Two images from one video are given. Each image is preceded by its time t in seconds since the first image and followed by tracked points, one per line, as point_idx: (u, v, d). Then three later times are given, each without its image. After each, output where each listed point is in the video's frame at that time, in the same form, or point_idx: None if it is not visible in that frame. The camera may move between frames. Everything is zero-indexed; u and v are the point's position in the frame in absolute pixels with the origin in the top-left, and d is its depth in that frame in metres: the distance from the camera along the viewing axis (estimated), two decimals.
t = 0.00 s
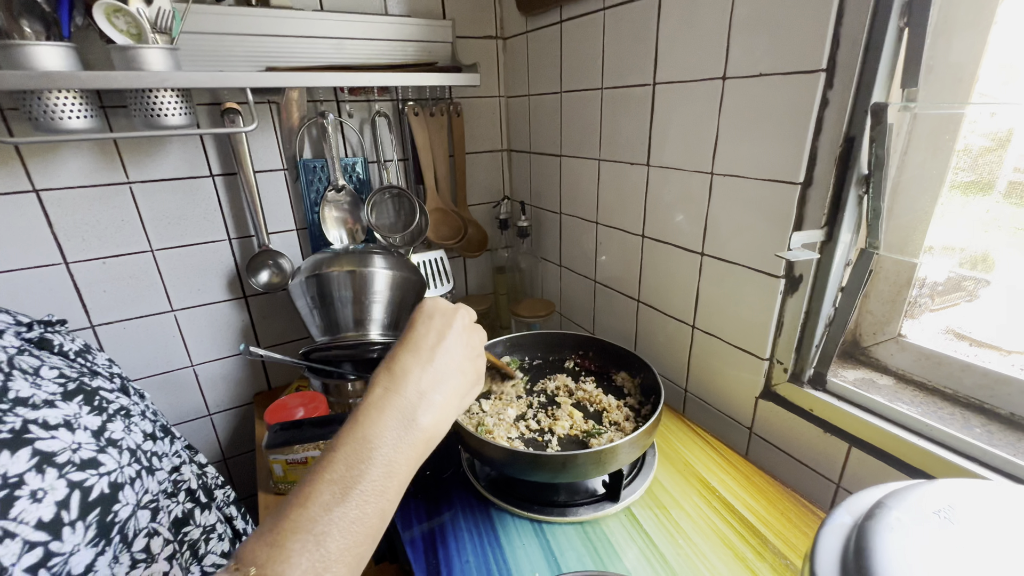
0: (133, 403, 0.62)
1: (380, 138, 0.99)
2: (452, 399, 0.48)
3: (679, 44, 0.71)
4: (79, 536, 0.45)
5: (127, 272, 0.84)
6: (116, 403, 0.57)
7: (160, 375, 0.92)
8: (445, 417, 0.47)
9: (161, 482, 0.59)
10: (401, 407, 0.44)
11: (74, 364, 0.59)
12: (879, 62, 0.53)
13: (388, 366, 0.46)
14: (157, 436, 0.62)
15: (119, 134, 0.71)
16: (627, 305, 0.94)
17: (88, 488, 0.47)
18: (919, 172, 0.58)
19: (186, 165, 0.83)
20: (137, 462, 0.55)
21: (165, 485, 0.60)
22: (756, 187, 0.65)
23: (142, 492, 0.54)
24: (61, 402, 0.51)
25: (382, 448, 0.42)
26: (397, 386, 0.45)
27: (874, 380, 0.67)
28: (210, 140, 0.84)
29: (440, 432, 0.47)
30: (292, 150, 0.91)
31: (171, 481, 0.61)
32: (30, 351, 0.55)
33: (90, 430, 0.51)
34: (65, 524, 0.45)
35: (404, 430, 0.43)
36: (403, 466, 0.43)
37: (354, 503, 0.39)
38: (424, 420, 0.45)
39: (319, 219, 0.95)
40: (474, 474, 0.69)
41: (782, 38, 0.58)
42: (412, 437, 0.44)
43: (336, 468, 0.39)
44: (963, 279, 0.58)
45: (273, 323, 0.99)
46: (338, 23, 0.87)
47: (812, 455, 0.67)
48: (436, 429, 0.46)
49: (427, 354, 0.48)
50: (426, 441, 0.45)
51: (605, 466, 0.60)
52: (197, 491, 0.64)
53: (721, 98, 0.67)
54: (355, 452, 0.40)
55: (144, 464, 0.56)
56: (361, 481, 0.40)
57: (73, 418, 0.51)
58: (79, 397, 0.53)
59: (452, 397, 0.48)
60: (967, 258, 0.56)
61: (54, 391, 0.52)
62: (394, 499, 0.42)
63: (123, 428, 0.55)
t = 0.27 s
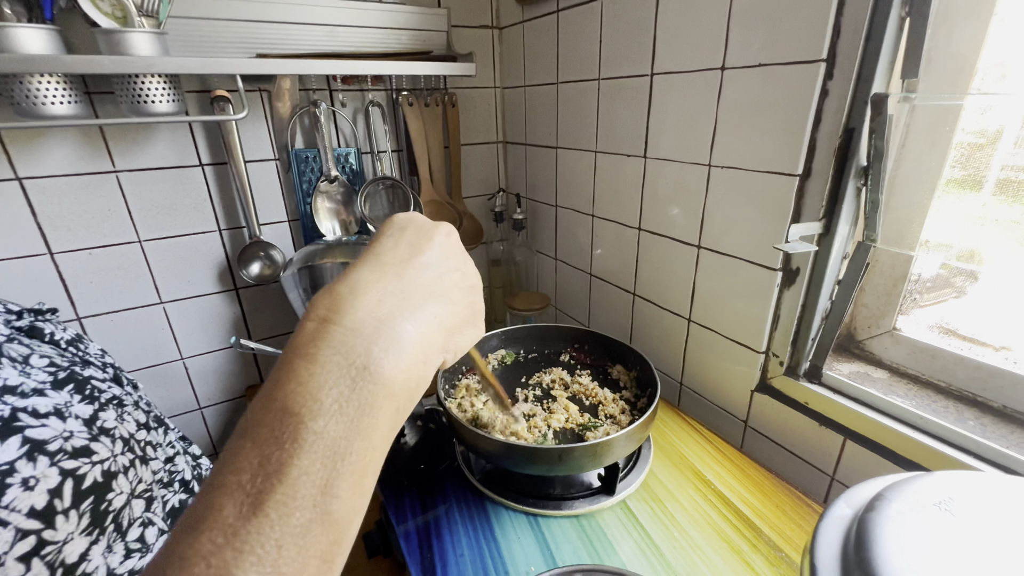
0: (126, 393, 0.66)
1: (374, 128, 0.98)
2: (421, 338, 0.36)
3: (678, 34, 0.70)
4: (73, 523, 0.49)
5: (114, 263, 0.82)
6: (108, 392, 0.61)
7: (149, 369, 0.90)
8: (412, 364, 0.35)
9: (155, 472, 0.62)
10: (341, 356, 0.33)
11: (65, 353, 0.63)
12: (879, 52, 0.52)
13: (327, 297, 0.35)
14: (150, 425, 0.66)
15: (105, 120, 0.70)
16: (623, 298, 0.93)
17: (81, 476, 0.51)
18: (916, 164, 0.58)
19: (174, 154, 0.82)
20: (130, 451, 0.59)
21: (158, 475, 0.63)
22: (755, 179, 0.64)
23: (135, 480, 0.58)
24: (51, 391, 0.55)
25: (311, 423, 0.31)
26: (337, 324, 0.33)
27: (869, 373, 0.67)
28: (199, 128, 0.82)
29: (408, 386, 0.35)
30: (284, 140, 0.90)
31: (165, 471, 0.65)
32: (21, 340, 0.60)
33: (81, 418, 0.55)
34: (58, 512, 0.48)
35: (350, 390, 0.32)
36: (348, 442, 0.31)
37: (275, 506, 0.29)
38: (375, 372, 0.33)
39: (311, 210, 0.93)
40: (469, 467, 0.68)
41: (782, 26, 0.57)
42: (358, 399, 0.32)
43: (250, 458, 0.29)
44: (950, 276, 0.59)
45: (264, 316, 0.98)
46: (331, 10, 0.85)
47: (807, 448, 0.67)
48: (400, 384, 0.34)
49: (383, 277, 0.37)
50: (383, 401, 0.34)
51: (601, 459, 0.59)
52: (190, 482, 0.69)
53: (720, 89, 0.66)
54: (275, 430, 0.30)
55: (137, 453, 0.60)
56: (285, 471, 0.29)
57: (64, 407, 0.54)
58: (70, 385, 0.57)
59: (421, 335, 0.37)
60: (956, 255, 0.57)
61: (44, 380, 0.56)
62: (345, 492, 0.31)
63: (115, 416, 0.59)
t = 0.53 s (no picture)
0: (92, 399, 0.54)
1: (361, 117, 0.95)
2: (453, 398, 0.40)
3: (674, 22, 0.68)
4: (18, 554, 0.38)
5: (90, 256, 0.79)
6: (70, 400, 0.50)
7: (129, 365, 0.87)
8: (441, 420, 0.39)
9: (121, 487, 0.51)
10: (384, 411, 0.36)
11: (23, 357, 0.51)
12: (883, 41, 0.51)
13: (371, 360, 0.38)
14: (118, 434, 0.54)
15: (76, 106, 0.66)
16: (616, 292, 0.92)
17: (29, 498, 0.40)
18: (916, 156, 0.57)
19: (152, 143, 0.78)
20: (91, 467, 0.47)
21: (127, 490, 0.52)
22: (752, 171, 0.63)
23: (96, 501, 0.46)
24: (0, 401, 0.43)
25: (354, 465, 0.34)
26: (379, 385, 0.37)
27: (863, 368, 0.67)
28: (177, 115, 0.79)
29: (435, 439, 0.39)
30: (267, 128, 0.87)
31: (133, 484, 0.53)
32: None
33: (33, 432, 0.43)
34: None
35: (388, 441, 0.36)
36: (382, 484, 0.35)
37: (318, 536, 0.32)
38: (410, 427, 0.37)
39: (295, 201, 0.90)
40: (459, 466, 0.67)
41: (783, 14, 0.56)
42: (395, 449, 0.36)
43: (298, 492, 0.32)
44: (932, 269, 0.60)
45: (249, 310, 0.95)
46: None
47: (801, 444, 0.66)
48: (431, 438, 0.38)
49: (422, 343, 0.40)
50: (416, 451, 0.37)
51: (595, 459, 0.58)
52: (164, 494, 0.58)
53: (717, 79, 0.64)
54: (323, 470, 0.33)
55: (100, 468, 0.48)
56: (327, 506, 0.32)
57: (14, 419, 0.43)
58: (23, 395, 0.45)
59: (451, 396, 0.40)
60: (937, 249, 0.59)
61: None
62: (374, 527, 0.35)
63: (75, 428, 0.48)
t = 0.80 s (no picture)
0: (63, 401, 0.51)
1: (351, 110, 0.92)
2: (480, 434, 0.41)
3: (671, 12, 0.67)
4: None
5: (71, 252, 0.77)
6: (40, 401, 0.47)
7: (114, 364, 0.85)
8: (469, 449, 0.41)
9: (98, 489, 0.49)
10: (417, 436, 0.38)
11: None
12: (886, 32, 0.49)
13: (410, 388, 0.41)
14: (92, 436, 0.52)
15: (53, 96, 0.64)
16: (612, 289, 0.91)
17: (3, 502, 0.38)
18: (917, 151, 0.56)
19: (134, 135, 0.76)
20: (66, 468, 0.45)
21: (104, 493, 0.50)
22: (751, 167, 0.62)
23: (73, 504, 0.44)
24: None
25: (387, 481, 0.36)
26: (413, 413, 0.39)
27: (860, 366, 0.66)
28: (160, 106, 0.77)
29: (462, 464, 0.41)
30: (254, 121, 0.84)
31: (111, 487, 0.51)
32: None
33: (4, 434, 0.41)
34: None
35: (417, 464, 0.38)
36: (409, 505, 0.37)
37: (354, 543, 0.35)
38: (439, 454, 0.39)
39: (285, 196, 0.88)
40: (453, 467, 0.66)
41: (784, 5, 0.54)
42: (425, 471, 0.38)
43: (337, 501, 0.35)
44: (924, 263, 0.59)
45: (237, 308, 0.93)
46: None
47: (798, 443, 0.66)
48: (457, 464, 0.40)
49: (457, 378, 0.41)
50: (443, 475, 0.39)
51: (591, 461, 0.57)
52: (143, 497, 0.55)
53: (715, 71, 0.63)
54: (360, 484, 0.35)
55: (76, 470, 0.46)
56: (361, 518, 0.35)
57: None
58: None
59: (481, 428, 0.41)
60: (929, 243, 0.58)
61: None
62: (400, 538, 0.37)
63: (48, 430, 0.45)
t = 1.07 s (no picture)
0: (51, 401, 0.51)
1: (348, 104, 0.92)
2: (475, 372, 0.44)
3: (672, 5, 0.66)
4: None
5: (65, 248, 0.76)
6: (27, 402, 0.47)
7: (110, 361, 0.85)
8: (470, 384, 0.43)
9: (87, 491, 0.48)
10: (431, 368, 0.40)
11: None
12: (889, 26, 0.49)
13: (419, 329, 0.43)
14: (82, 437, 0.51)
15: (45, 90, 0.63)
16: (610, 284, 0.90)
17: None
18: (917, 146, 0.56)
19: (128, 130, 0.75)
20: (54, 470, 0.45)
21: (94, 494, 0.49)
22: (751, 161, 0.62)
23: (62, 506, 0.44)
24: None
25: (411, 404, 0.38)
26: (425, 350, 0.41)
27: (859, 361, 0.66)
28: (155, 100, 0.76)
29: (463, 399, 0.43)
30: (250, 115, 0.83)
31: (101, 487, 0.51)
32: None
33: None
34: None
35: (432, 394, 0.39)
36: (427, 429, 0.39)
37: (390, 451, 0.36)
38: (449, 385, 0.41)
39: (282, 191, 0.88)
40: (452, 463, 0.66)
41: None
42: (439, 398, 0.40)
43: (374, 413, 0.36)
44: (919, 258, 0.60)
45: (234, 304, 0.92)
46: None
47: (797, 438, 0.66)
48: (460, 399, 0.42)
49: (459, 324, 0.44)
50: (451, 405, 0.42)
51: (590, 457, 0.57)
52: (135, 497, 0.55)
53: (716, 65, 0.62)
54: (389, 402, 0.37)
55: (64, 471, 0.46)
56: (394, 431, 0.36)
57: None
58: None
59: (477, 366, 0.44)
60: (926, 238, 0.58)
61: None
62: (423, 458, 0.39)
63: (35, 431, 0.45)
